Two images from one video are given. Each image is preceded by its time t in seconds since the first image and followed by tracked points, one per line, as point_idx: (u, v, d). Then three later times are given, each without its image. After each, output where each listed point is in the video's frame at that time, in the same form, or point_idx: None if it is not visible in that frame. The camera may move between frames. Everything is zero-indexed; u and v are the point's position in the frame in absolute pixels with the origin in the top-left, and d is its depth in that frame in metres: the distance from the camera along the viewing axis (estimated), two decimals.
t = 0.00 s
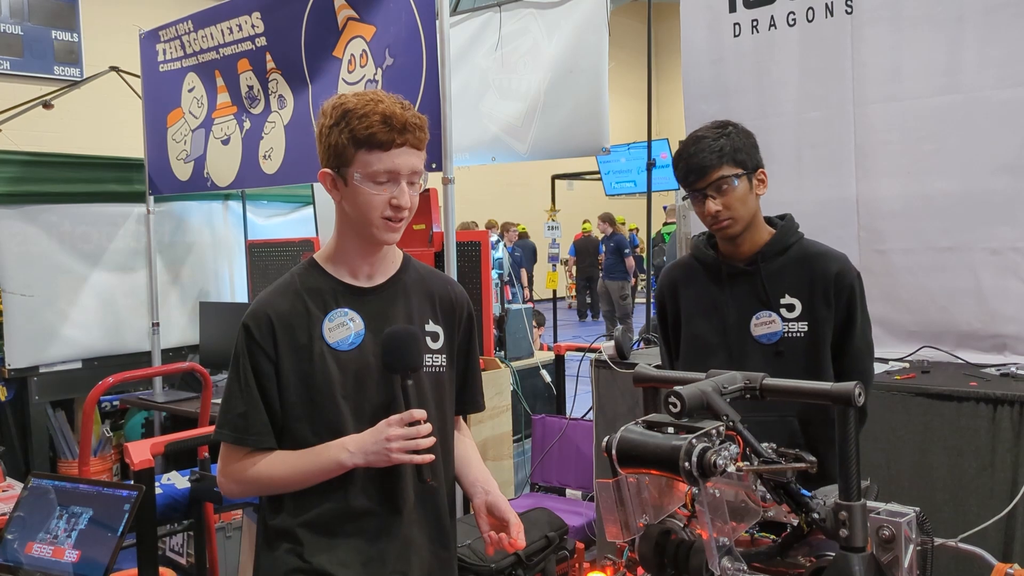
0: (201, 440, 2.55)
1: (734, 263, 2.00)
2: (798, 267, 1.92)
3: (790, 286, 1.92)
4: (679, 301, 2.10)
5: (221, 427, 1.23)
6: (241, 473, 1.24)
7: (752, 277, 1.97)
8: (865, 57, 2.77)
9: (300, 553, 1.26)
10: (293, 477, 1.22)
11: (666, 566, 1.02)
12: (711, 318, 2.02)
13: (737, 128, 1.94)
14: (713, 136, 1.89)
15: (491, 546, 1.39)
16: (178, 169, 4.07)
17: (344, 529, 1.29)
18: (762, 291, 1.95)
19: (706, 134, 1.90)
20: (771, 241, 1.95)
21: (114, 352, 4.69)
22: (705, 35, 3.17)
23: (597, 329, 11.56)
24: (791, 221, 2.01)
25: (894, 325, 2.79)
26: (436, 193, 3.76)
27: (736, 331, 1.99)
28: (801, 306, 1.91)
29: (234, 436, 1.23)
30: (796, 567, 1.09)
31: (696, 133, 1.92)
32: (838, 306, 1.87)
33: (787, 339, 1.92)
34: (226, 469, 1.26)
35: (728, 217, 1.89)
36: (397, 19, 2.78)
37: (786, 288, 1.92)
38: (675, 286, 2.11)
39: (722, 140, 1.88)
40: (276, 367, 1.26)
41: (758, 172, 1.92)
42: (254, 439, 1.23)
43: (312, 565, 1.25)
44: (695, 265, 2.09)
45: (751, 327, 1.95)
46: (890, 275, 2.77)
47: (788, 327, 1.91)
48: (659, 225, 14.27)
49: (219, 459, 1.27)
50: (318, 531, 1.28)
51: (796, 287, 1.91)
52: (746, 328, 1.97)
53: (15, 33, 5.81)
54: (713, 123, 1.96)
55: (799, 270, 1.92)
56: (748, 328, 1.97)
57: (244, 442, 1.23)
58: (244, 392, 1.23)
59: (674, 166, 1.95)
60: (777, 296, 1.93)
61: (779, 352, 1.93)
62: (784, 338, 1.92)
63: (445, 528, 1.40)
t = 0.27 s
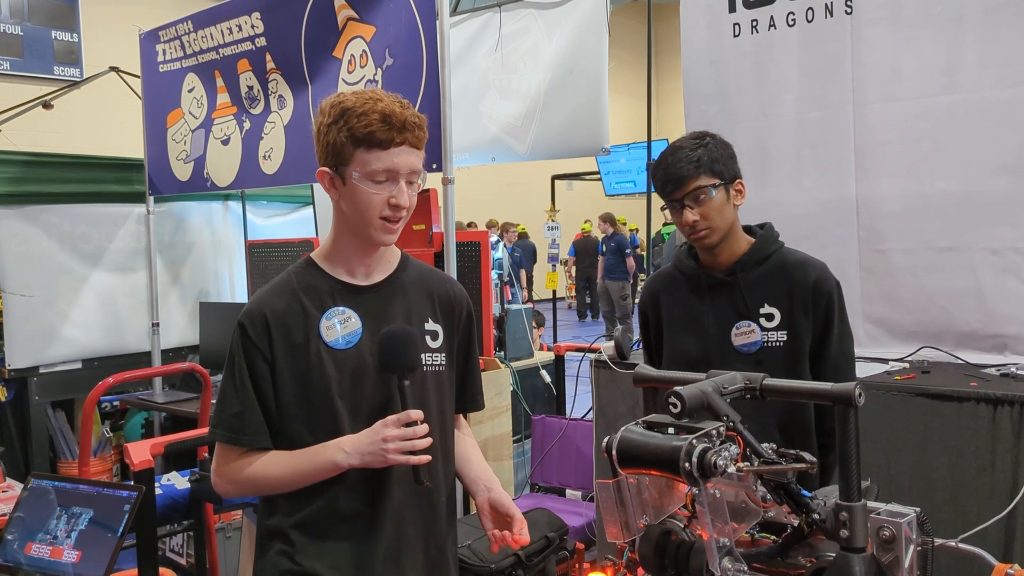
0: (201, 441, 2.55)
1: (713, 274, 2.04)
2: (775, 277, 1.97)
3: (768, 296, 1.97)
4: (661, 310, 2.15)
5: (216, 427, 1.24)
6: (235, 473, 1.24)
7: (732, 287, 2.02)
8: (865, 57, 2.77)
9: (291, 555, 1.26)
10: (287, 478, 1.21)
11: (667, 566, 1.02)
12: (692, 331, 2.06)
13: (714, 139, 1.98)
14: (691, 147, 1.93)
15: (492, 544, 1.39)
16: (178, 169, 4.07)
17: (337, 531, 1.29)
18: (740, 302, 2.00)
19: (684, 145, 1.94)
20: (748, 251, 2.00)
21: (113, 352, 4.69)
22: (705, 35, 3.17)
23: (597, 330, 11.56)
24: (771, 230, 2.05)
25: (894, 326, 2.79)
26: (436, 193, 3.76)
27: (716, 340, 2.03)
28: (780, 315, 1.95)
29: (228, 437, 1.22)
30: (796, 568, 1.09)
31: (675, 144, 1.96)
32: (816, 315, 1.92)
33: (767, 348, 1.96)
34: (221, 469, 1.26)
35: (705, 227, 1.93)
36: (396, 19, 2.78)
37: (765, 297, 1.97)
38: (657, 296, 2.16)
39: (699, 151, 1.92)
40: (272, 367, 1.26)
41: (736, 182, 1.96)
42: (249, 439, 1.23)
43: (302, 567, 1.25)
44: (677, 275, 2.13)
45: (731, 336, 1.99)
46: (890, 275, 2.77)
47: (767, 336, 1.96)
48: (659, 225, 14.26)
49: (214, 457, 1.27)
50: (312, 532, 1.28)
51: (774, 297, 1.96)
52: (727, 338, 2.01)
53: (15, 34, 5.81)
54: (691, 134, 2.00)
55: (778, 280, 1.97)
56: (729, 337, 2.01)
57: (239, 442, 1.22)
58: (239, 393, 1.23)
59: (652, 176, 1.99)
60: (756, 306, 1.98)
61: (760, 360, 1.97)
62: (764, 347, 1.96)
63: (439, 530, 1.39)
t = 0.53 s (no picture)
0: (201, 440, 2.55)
1: (704, 276, 2.04)
2: (771, 276, 1.98)
3: (763, 296, 1.97)
4: (654, 314, 2.14)
5: (204, 433, 1.22)
6: (227, 480, 1.23)
7: (725, 288, 2.02)
8: (865, 57, 2.77)
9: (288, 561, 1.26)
10: (281, 485, 1.21)
11: (668, 566, 1.02)
12: (687, 333, 2.05)
13: (702, 142, 2.00)
14: (682, 148, 1.94)
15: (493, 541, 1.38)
16: (178, 169, 4.07)
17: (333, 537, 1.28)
18: (735, 302, 2.00)
19: (675, 147, 1.95)
20: (740, 252, 2.00)
21: (113, 352, 4.69)
22: (705, 34, 3.17)
23: (597, 329, 11.56)
24: (760, 230, 2.06)
25: (895, 325, 2.79)
26: (436, 193, 3.77)
27: (711, 342, 2.01)
28: (774, 315, 1.96)
29: (219, 443, 1.21)
30: (797, 567, 1.09)
31: (665, 146, 1.97)
32: (811, 311, 1.94)
33: (762, 347, 1.96)
34: (210, 476, 1.24)
35: (700, 227, 1.93)
36: (397, 19, 2.78)
37: (759, 297, 1.97)
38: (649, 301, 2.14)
39: (690, 152, 1.94)
40: (263, 370, 1.26)
41: (725, 184, 1.98)
42: (240, 446, 1.22)
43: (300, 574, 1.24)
44: (668, 280, 2.11)
45: (728, 337, 1.98)
46: (890, 275, 2.77)
47: (764, 335, 1.96)
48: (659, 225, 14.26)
49: (204, 464, 1.26)
50: (309, 537, 1.28)
51: (769, 296, 1.97)
52: (723, 339, 2.00)
53: (15, 33, 5.81)
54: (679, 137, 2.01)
55: (771, 279, 1.98)
56: (725, 338, 2.00)
57: (230, 448, 1.21)
58: (229, 397, 1.22)
59: (643, 178, 1.98)
60: (750, 306, 1.98)
61: (755, 359, 1.97)
62: (760, 346, 1.97)
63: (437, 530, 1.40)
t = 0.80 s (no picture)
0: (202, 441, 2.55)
1: (705, 275, 2.03)
2: (772, 274, 1.97)
3: (764, 295, 1.97)
4: (655, 313, 2.14)
5: (188, 446, 1.20)
6: (210, 493, 1.20)
7: (725, 287, 2.01)
8: (866, 57, 2.77)
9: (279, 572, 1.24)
10: (269, 495, 1.19)
11: (669, 566, 1.01)
12: (688, 332, 2.05)
13: (705, 141, 2.00)
14: (687, 146, 1.94)
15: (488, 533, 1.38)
16: (178, 169, 4.07)
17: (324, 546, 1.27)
18: (735, 301, 1.99)
19: (679, 145, 1.95)
20: (742, 251, 2.00)
21: (114, 352, 4.69)
22: (706, 34, 3.17)
23: (598, 330, 11.56)
24: (761, 230, 2.06)
25: (896, 326, 2.79)
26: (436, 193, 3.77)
27: (712, 342, 2.02)
28: (776, 313, 1.96)
29: (201, 456, 1.19)
30: (798, 567, 1.08)
31: (669, 144, 1.97)
32: (812, 311, 1.94)
33: (763, 346, 1.96)
34: (191, 489, 1.22)
35: (704, 224, 1.93)
36: (397, 19, 2.78)
37: (760, 296, 1.97)
38: (650, 300, 2.15)
39: (695, 150, 1.94)
40: (246, 377, 1.23)
41: (728, 183, 1.99)
42: (224, 457, 1.20)
43: None
44: (669, 279, 2.11)
45: (729, 336, 1.98)
46: (891, 275, 2.77)
47: (764, 334, 1.96)
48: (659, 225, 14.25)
49: (185, 477, 1.23)
50: (299, 550, 1.26)
51: (770, 296, 1.97)
52: (723, 338, 2.00)
53: (15, 34, 5.81)
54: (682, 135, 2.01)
55: (772, 279, 1.97)
56: (726, 338, 2.00)
57: (214, 460, 1.19)
58: (212, 406, 1.20)
59: (647, 175, 1.97)
60: (751, 305, 1.98)
61: (756, 359, 1.97)
62: (760, 345, 1.97)
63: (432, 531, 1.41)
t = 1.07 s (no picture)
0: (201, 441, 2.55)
1: (705, 274, 2.03)
2: (772, 274, 1.97)
3: (764, 295, 1.97)
4: (654, 313, 2.14)
5: (158, 456, 1.14)
6: (183, 507, 1.15)
7: (725, 287, 2.02)
8: (866, 57, 2.77)
9: None
10: (247, 507, 1.14)
11: (669, 566, 1.01)
12: (687, 329, 2.05)
13: (707, 140, 2.00)
14: (689, 145, 1.95)
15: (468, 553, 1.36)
16: (178, 169, 4.07)
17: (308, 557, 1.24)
18: (735, 301, 2.00)
19: (681, 143, 1.95)
20: (742, 250, 2.00)
21: (114, 352, 4.69)
22: (706, 35, 3.17)
23: (598, 330, 11.56)
24: (762, 229, 2.06)
25: (895, 326, 2.79)
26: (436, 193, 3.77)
27: (711, 341, 2.02)
28: (775, 313, 1.96)
29: (174, 468, 1.14)
30: (798, 568, 1.09)
31: (671, 142, 1.97)
32: (812, 311, 1.93)
33: (762, 346, 1.96)
34: (163, 502, 1.16)
35: (704, 223, 1.93)
36: (397, 19, 2.78)
37: (759, 295, 1.97)
38: (650, 299, 2.15)
39: (697, 149, 1.94)
40: (220, 382, 1.18)
41: (730, 183, 1.99)
42: (198, 468, 1.14)
43: None
44: (669, 278, 2.12)
45: (728, 336, 1.99)
46: (891, 275, 2.77)
47: (763, 334, 1.96)
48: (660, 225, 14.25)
49: (155, 491, 1.17)
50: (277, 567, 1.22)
51: (769, 295, 1.97)
52: (723, 338, 2.01)
53: (15, 34, 5.81)
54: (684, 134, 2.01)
55: (772, 279, 1.97)
56: (725, 337, 2.00)
57: (188, 472, 1.14)
58: (185, 414, 1.14)
59: (649, 173, 1.98)
60: (750, 304, 1.98)
61: (756, 358, 1.97)
62: (759, 345, 1.97)
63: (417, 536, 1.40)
